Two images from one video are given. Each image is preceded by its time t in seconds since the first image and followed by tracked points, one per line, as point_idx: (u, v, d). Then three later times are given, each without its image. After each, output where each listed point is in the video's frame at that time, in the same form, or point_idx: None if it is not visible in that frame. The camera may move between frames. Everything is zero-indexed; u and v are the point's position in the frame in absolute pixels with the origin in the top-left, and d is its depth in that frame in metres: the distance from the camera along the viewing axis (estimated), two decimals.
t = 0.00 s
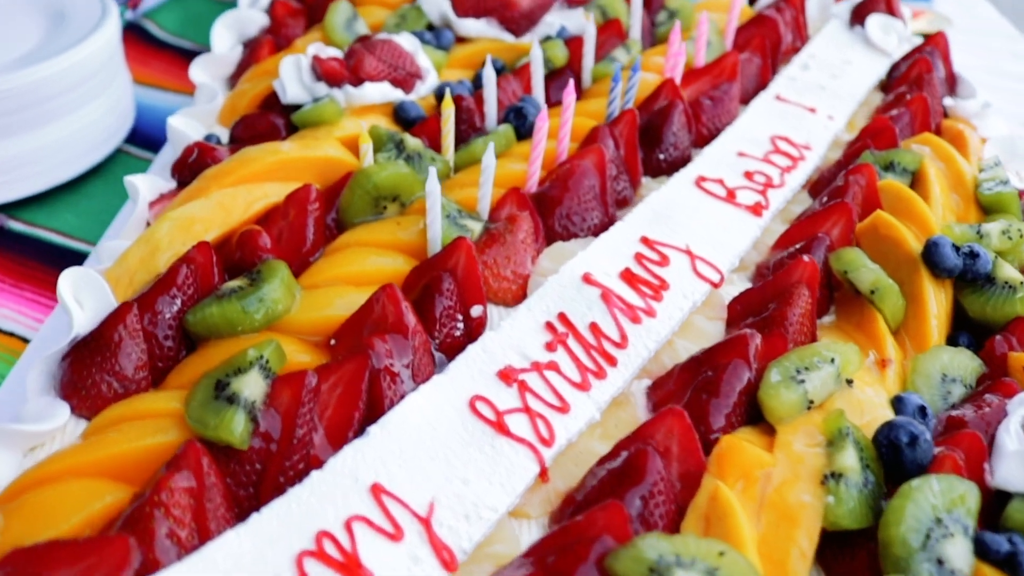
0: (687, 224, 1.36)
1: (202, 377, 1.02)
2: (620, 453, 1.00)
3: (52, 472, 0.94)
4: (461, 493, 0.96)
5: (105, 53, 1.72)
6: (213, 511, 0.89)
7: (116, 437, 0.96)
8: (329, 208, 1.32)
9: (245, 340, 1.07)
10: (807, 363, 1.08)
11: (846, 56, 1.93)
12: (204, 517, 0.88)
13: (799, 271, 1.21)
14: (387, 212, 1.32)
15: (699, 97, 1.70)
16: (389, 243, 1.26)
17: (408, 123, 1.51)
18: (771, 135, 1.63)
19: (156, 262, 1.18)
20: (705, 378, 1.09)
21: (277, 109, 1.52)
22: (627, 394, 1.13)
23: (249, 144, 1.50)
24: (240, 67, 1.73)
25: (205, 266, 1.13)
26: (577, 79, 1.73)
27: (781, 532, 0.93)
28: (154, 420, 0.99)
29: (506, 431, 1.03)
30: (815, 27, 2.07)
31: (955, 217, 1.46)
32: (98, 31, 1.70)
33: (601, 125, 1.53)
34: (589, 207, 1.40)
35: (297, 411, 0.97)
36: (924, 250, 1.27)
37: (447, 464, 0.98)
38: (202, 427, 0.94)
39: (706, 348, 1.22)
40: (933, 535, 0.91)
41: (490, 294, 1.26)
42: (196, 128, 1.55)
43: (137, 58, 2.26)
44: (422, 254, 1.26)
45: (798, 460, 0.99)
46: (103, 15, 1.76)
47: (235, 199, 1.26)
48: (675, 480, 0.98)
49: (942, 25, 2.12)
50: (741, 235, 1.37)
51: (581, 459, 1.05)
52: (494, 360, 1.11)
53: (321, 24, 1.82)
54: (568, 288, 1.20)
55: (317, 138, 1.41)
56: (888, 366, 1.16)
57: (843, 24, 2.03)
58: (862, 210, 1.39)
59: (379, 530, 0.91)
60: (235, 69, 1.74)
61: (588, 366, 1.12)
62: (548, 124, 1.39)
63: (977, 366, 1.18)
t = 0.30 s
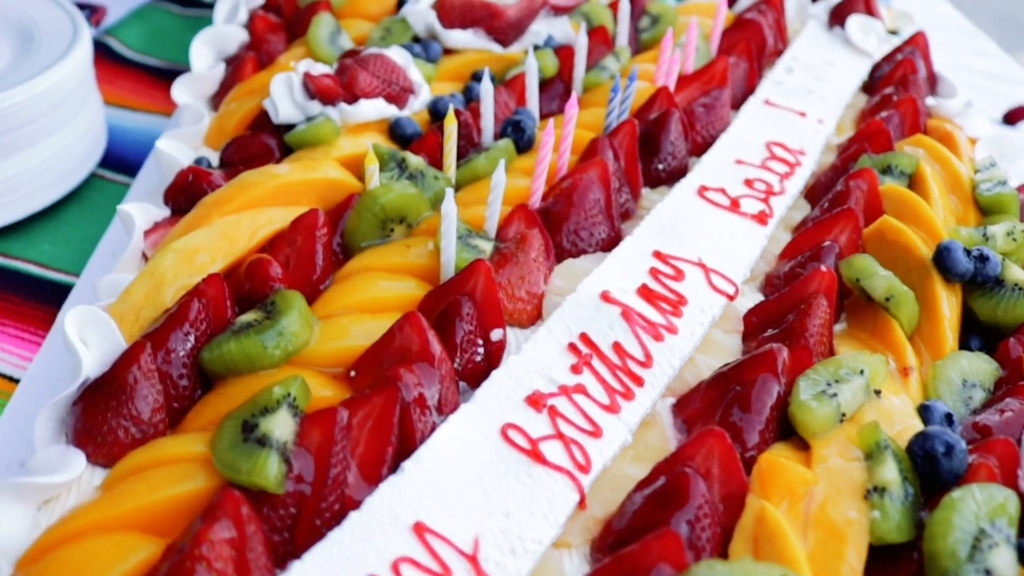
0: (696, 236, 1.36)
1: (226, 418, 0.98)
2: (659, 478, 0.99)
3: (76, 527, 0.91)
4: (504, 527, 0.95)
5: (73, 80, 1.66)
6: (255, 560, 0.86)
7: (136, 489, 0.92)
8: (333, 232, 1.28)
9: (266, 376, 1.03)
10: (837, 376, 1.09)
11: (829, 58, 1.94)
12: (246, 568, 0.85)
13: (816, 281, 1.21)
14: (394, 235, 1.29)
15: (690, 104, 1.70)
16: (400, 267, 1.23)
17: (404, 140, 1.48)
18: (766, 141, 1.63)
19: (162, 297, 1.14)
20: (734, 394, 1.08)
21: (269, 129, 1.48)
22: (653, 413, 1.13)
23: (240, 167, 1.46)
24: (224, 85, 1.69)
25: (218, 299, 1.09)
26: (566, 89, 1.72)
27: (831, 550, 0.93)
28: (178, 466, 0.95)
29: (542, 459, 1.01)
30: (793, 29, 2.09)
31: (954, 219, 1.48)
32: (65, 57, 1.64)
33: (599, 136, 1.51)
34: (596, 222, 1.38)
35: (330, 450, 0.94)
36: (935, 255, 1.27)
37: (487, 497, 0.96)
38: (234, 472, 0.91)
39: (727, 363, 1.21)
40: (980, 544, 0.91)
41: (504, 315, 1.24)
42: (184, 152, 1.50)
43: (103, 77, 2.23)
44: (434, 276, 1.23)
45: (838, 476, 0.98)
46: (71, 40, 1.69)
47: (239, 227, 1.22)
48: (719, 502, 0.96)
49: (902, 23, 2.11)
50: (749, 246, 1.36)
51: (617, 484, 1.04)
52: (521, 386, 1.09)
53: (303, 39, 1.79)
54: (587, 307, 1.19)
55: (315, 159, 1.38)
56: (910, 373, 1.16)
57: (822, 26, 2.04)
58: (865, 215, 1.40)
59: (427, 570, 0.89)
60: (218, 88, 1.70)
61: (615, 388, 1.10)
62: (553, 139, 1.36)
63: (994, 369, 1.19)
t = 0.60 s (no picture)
0: (705, 249, 1.36)
1: (263, 459, 0.96)
2: (702, 498, 0.98)
3: None
4: (555, 557, 0.95)
5: (46, 110, 1.62)
6: None
7: (172, 542, 0.90)
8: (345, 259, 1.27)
9: (298, 414, 1.01)
10: (864, 388, 1.10)
11: (809, 64, 1.96)
12: None
13: (832, 293, 1.23)
14: (407, 259, 1.27)
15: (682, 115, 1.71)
16: (417, 294, 1.22)
17: (405, 161, 1.46)
18: (760, 150, 1.64)
19: (179, 334, 1.11)
20: (764, 410, 1.09)
21: (266, 153, 1.46)
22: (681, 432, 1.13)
23: (237, 194, 1.43)
24: (210, 108, 1.66)
25: (242, 335, 1.06)
26: (557, 103, 1.71)
27: (878, 561, 0.95)
28: (216, 512, 0.92)
29: (584, 485, 1.01)
30: (770, 35, 2.11)
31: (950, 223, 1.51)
32: (38, 87, 1.59)
33: (599, 151, 1.51)
34: (604, 238, 1.38)
35: (375, 488, 0.92)
36: (942, 261, 1.30)
37: (534, 527, 0.96)
38: (281, 517, 0.89)
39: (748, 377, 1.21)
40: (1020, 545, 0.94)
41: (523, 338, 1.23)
42: (178, 179, 1.47)
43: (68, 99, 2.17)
44: (453, 301, 1.23)
45: (877, 487, 1.00)
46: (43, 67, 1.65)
47: (252, 258, 1.19)
48: (763, 520, 0.97)
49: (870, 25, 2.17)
50: (757, 259, 1.36)
51: (656, 506, 1.04)
52: (553, 412, 1.08)
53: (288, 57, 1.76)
54: (610, 327, 1.19)
55: (319, 184, 1.35)
56: (929, 381, 1.18)
57: (799, 31, 2.07)
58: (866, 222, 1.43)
59: None
60: (202, 112, 1.67)
61: (646, 409, 1.10)
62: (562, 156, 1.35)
63: (1003, 373, 1.22)
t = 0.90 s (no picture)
0: (716, 267, 1.38)
1: (310, 500, 0.95)
2: (742, 518, 1.00)
3: None
4: None
5: (25, 147, 1.55)
6: None
7: None
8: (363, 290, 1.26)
9: (337, 452, 1.00)
10: (888, 401, 1.13)
11: (790, 76, 2.00)
12: None
13: (845, 307, 1.26)
14: (425, 287, 1.27)
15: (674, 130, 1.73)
16: (440, 323, 1.22)
17: (410, 186, 1.45)
18: (753, 163, 1.67)
19: (207, 375, 1.09)
20: (792, 427, 1.11)
21: (269, 182, 1.44)
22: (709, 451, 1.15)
23: (241, 225, 1.42)
24: (202, 136, 1.64)
25: (274, 374, 1.05)
26: (551, 121, 1.72)
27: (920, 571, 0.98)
28: (268, 558, 0.91)
29: (627, 510, 1.02)
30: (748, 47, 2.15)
31: (942, 232, 1.56)
32: (17, 123, 1.54)
33: (600, 171, 1.52)
34: (613, 258, 1.39)
35: (429, 525, 0.92)
36: (945, 272, 1.35)
37: (582, 556, 0.97)
38: (340, 559, 0.88)
39: (767, 394, 1.24)
40: None
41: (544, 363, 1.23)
42: (180, 211, 1.45)
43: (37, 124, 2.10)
44: (475, 329, 1.23)
45: (911, 498, 1.04)
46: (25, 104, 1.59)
47: (272, 292, 1.18)
48: (804, 535, 0.99)
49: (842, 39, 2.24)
50: (764, 275, 1.39)
51: (698, 527, 1.05)
52: (588, 437, 1.09)
53: (277, 81, 1.75)
54: (633, 350, 1.21)
55: (328, 213, 1.34)
56: (944, 390, 1.21)
57: (776, 42, 2.12)
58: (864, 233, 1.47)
59: None
60: (195, 140, 1.65)
61: (677, 431, 1.12)
62: (574, 177, 1.38)
63: (1011, 379, 1.26)
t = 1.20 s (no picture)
0: (727, 292, 1.41)
1: (360, 545, 0.95)
2: (779, 541, 1.02)
3: None
4: None
5: (9, 193, 1.48)
6: None
7: None
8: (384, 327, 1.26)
9: (379, 495, 1.01)
10: (907, 419, 1.17)
11: (772, 95, 2.05)
12: None
13: (855, 328, 1.30)
14: (444, 322, 1.28)
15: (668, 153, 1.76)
16: (465, 357, 1.23)
17: (417, 219, 1.46)
18: (747, 185, 1.71)
19: (239, 421, 1.09)
20: (818, 450, 1.13)
21: (276, 219, 1.44)
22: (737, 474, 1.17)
23: (250, 262, 1.41)
24: (200, 171, 1.62)
25: (309, 417, 1.05)
26: (547, 147, 1.74)
27: None
28: None
29: (668, 538, 1.04)
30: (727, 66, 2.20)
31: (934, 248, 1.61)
32: None
33: (603, 198, 1.54)
34: (624, 284, 1.41)
35: (481, 563, 0.94)
36: (945, 289, 1.40)
37: None
38: None
39: (785, 416, 1.27)
40: None
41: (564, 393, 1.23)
42: (187, 250, 1.43)
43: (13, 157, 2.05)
44: (497, 362, 1.24)
45: (939, 514, 1.08)
46: (9, 148, 1.52)
47: (295, 333, 1.17)
48: (839, 555, 1.01)
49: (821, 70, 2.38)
50: (770, 299, 1.42)
51: (734, 551, 1.07)
52: (621, 467, 1.11)
53: (270, 113, 1.74)
54: (656, 377, 1.23)
55: (341, 249, 1.34)
56: (955, 405, 1.25)
57: (756, 61, 2.17)
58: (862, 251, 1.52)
59: None
60: (193, 175, 1.63)
61: (706, 457, 1.14)
62: (582, 206, 1.42)
63: (1016, 392, 1.31)
